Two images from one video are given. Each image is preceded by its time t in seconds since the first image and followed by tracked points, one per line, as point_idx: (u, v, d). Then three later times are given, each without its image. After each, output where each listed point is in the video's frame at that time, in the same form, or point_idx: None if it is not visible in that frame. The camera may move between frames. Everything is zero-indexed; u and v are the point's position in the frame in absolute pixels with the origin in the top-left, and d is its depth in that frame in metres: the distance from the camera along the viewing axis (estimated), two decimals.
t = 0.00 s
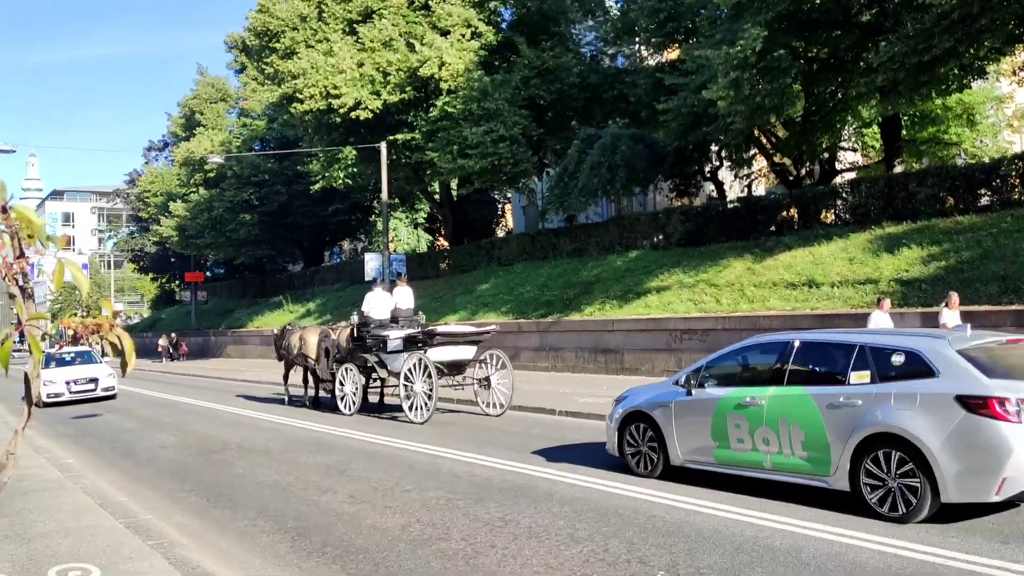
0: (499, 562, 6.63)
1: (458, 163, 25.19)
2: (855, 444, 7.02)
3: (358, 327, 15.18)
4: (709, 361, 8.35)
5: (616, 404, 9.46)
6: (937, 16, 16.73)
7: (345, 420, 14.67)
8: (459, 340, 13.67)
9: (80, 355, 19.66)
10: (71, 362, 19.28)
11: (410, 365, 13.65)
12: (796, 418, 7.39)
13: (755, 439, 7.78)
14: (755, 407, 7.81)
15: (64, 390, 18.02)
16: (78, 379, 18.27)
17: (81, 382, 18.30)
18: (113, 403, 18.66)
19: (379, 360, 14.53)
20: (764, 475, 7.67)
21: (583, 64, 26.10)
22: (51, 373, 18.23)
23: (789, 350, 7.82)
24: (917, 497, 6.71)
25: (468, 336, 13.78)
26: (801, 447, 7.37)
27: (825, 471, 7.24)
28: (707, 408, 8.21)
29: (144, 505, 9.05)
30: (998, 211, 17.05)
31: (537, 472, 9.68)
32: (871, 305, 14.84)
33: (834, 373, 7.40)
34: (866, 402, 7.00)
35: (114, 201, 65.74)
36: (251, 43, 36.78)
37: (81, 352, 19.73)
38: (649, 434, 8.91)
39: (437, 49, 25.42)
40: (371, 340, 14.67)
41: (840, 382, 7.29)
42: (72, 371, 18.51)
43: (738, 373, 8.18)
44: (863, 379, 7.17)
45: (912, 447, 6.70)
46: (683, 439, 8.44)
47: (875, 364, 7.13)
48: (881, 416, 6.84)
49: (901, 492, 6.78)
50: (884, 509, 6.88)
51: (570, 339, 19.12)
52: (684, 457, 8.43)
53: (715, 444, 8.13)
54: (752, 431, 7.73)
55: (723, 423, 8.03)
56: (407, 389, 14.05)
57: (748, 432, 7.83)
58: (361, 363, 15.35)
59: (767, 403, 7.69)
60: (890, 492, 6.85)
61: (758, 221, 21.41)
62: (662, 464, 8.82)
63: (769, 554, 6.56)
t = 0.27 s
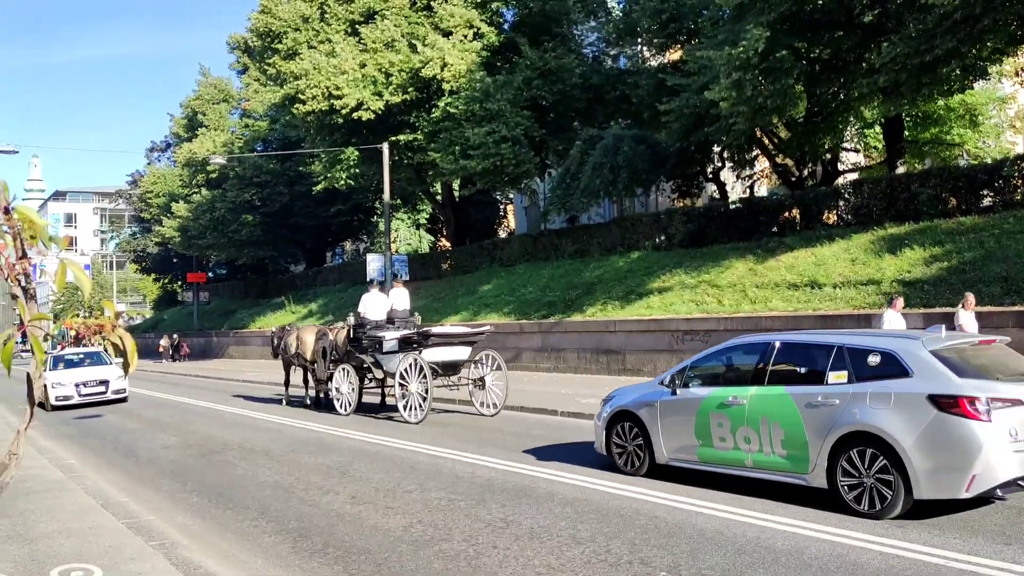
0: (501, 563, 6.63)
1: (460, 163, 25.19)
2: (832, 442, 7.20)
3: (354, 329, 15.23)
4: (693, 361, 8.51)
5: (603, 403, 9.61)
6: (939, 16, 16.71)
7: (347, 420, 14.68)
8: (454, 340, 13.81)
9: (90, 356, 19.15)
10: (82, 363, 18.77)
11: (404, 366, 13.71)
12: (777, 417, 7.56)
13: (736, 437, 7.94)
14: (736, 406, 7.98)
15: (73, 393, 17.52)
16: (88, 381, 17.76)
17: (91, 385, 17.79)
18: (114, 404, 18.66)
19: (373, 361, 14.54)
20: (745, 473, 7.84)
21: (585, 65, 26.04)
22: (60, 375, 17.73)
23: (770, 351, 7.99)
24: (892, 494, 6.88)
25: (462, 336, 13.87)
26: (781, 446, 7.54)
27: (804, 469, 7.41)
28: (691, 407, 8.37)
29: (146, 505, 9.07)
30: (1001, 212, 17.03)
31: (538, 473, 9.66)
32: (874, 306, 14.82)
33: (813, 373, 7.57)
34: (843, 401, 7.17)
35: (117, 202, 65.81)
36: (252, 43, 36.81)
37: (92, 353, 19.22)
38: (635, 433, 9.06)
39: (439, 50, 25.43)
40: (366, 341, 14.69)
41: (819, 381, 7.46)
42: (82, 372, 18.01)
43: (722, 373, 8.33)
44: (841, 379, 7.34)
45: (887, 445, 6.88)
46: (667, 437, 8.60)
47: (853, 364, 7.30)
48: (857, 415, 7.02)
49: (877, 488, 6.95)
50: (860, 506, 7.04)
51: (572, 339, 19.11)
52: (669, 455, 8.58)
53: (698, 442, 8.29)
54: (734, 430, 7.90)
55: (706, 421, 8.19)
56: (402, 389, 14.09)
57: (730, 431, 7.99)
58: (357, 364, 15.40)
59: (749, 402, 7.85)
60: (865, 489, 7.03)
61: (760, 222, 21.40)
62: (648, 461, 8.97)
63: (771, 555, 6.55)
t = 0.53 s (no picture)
0: (502, 565, 6.63)
1: (462, 164, 25.20)
2: (811, 441, 7.39)
3: (352, 330, 15.34)
4: (679, 362, 8.71)
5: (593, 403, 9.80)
6: (942, 17, 16.70)
7: (348, 421, 14.70)
8: (449, 342, 13.87)
9: (101, 358, 18.61)
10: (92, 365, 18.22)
11: (400, 367, 13.81)
12: (758, 416, 7.75)
13: (720, 436, 8.14)
14: (720, 406, 8.18)
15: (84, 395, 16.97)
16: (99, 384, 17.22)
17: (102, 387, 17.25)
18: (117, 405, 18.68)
19: (371, 362, 14.70)
20: (727, 471, 8.04)
21: (587, 66, 26.02)
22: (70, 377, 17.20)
23: (754, 352, 8.17)
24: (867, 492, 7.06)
25: (459, 338, 13.93)
26: (762, 445, 7.74)
27: (785, 467, 7.59)
28: (676, 407, 8.56)
29: (148, 506, 9.08)
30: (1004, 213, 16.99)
31: (541, 474, 9.68)
32: (876, 308, 14.79)
33: (794, 373, 7.74)
34: (822, 401, 7.34)
35: (120, 203, 65.92)
36: (255, 45, 36.87)
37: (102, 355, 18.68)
38: (623, 433, 9.27)
39: (442, 51, 25.44)
40: (364, 342, 14.86)
41: (799, 382, 7.63)
42: (93, 375, 17.46)
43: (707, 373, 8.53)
44: (819, 379, 7.51)
45: (863, 444, 7.06)
46: (654, 437, 8.80)
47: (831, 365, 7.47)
48: (835, 415, 7.20)
49: (853, 486, 7.14)
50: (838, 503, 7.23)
51: (574, 341, 19.08)
52: (656, 454, 8.78)
53: (683, 441, 8.49)
54: (717, 429, 8.10)
55: (691, 421, 8.39)
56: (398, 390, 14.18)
57: (713, 430, 8.19)
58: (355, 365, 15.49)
59: (731, 401, 8.05)
60: (842, 487, 7.21)
61: (762, 223, 21.38)
62: (635, 459, 9.17)
63: (773, 557, 6.54)
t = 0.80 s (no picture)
0: (503, 563, 6.76)
1: (465, 166, 25.36)
2: (788, 439, 7.70)
3: (348, 331, 15.49)
4: (664, 363, 9.03)
5: (581, 402, 10.13)
6: (940, 20, 16.82)
7: (351, 421, 14.85)
8: (445, 342, 14.06)
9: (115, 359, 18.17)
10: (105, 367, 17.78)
11: (396, 367, 14.00)
12: (739, 415, 8.08)
13: (702, 434, 8.48)
14: (702, 405, 8.51)
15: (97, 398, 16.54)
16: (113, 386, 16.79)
17: (116, 390, 16.81)
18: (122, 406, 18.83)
19: (368, 362, 14.88)
20: (709, 468, 8.37)
21: (588, 67, 26.10)
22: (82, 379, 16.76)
23: (735, 351, 8.50)
24: (843, 488, 7.38)
25: (453, 338, 14.08)
26: (742, 442, 8.06)
27: (763, 463, 7.92)
28: (661, 406, 8.89)
29: (155, 505, 9.23)
30: (1003, 214, 17.11)
31: (541, 473, 9.84)
32: (875, 309, 14.91)
33: (772, 373, 8.07)
34: (798, 400, 7.67)
35: (123, 204, 66.09)
36: (258, 46, 37.06)
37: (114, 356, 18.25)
38: (610, 431, 9.59)
39: (445, 54, 25.62)
40: (360, 343, 15.03)
41: (777, 381, 7.95)
42: (107, 376, 17.02)
43: (691, 373, 8.86)
44: (797, 379, 7.83)
45: (839, 442, 7.39)
46: (639, 435, 9.13)
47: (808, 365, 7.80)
48: (811, 413, 7.52)
49: (829, 482, 7.46)
50: (814, 499, 7.54)
51: (576, 341, 19.20)
52: (641, 451, 9.11)
53: (667, 439, 8.82)
54: (700, 427, 8.43)
55: (674, 419, 8.72)
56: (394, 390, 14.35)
57: (696, 428, 8.53)
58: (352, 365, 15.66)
59: (713, 400, 8.38)
60: (819, 483, 7.52)
61: (763, 225, 21.55)
62: (620, 458, 9.50)
63: (771, 556, 6.69)
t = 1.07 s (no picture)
0: (506, 566, 6.64)
1: (466, 166, 25.25)
2: (771, 438, 7.76)
3: (343, 332, 15.45)
4: (652, 363, 9.07)
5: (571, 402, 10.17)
6: (945, 18, 16.69)
7: (351, 422, 14.75)
8: (440, 343, 13.93)
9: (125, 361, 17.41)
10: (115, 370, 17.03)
11: (390, 368, 13.97)
12: (724, 415, 8.11)
13: (688, 434, 8.51)
14: (688, 405, 8.55)
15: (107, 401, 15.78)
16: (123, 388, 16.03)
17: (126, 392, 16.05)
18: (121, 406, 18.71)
19: (363, 363, 14.82)
20: (695, 467, 8.40)
21: (591, 66, 25.92)
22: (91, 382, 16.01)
23: (720, 353, 8.56)
24: (824, 487, 7.43)
25: (448, 338, 13.98)
26: (727, 442, 8.09)
27: (748, 463, 7.96)
28: (648, 406, 8.93)
29: (153, 507, 9.11)
30: (1008, 214, 16.99)
31: (541, 475, 9.74)
32: (880, 309, 14.77)
33: (756, 374, 8.11)
34: (781, 400, 7.72)
35: (124, 205, 65.98)
36: (259, 46, 36.95)
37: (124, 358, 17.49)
38: (599, 431, 9.62)
39: (446, 52, 25.37)
40: (355, 344, 14.97)
41: (761, 382, 8.00)
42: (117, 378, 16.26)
43: (678, 374, 8.90)
44: (780, 379, 7.88)
45: (819, 441, 7.44)
46: (627, 435, 9.16)
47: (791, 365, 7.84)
48: (792, 413, 7.58)
49: (810, 481, 7.51)
50: (795, 498, 7.59)
51: (577, 342, 19.07)
52: (629, 451, 9.15)
53: (654, 439, 8.86)
54: (686, 427, 8.47)
55: (661, 419, 8.75)
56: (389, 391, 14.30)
57: (682, 428, 8.57)
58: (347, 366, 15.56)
59: (698, 401, 8.41)
60: (800, 482, 7.58)
61: (767, 225, 21.44)
62: (609, 458, 9.53)
63: (777, 559, 6.57)
